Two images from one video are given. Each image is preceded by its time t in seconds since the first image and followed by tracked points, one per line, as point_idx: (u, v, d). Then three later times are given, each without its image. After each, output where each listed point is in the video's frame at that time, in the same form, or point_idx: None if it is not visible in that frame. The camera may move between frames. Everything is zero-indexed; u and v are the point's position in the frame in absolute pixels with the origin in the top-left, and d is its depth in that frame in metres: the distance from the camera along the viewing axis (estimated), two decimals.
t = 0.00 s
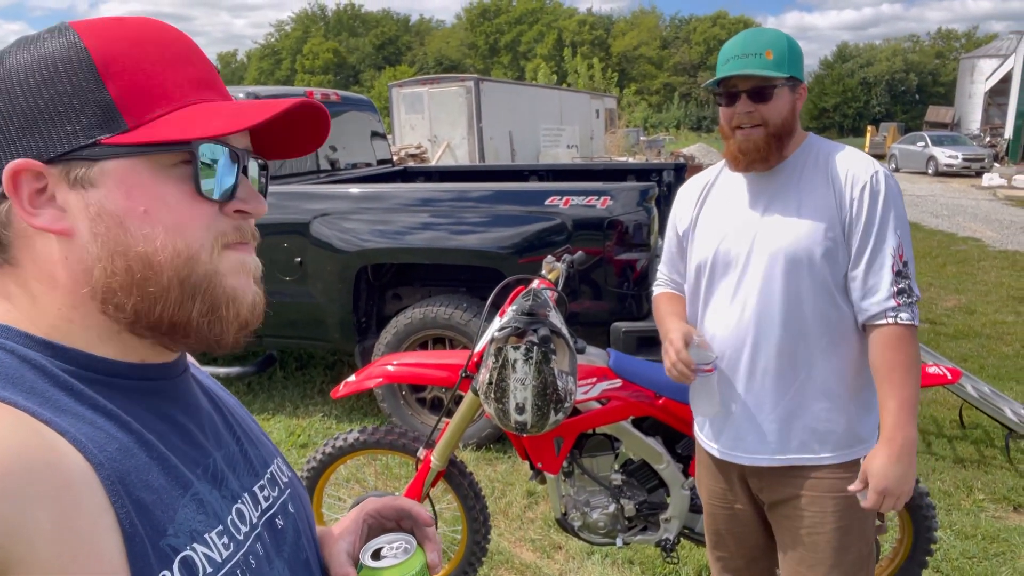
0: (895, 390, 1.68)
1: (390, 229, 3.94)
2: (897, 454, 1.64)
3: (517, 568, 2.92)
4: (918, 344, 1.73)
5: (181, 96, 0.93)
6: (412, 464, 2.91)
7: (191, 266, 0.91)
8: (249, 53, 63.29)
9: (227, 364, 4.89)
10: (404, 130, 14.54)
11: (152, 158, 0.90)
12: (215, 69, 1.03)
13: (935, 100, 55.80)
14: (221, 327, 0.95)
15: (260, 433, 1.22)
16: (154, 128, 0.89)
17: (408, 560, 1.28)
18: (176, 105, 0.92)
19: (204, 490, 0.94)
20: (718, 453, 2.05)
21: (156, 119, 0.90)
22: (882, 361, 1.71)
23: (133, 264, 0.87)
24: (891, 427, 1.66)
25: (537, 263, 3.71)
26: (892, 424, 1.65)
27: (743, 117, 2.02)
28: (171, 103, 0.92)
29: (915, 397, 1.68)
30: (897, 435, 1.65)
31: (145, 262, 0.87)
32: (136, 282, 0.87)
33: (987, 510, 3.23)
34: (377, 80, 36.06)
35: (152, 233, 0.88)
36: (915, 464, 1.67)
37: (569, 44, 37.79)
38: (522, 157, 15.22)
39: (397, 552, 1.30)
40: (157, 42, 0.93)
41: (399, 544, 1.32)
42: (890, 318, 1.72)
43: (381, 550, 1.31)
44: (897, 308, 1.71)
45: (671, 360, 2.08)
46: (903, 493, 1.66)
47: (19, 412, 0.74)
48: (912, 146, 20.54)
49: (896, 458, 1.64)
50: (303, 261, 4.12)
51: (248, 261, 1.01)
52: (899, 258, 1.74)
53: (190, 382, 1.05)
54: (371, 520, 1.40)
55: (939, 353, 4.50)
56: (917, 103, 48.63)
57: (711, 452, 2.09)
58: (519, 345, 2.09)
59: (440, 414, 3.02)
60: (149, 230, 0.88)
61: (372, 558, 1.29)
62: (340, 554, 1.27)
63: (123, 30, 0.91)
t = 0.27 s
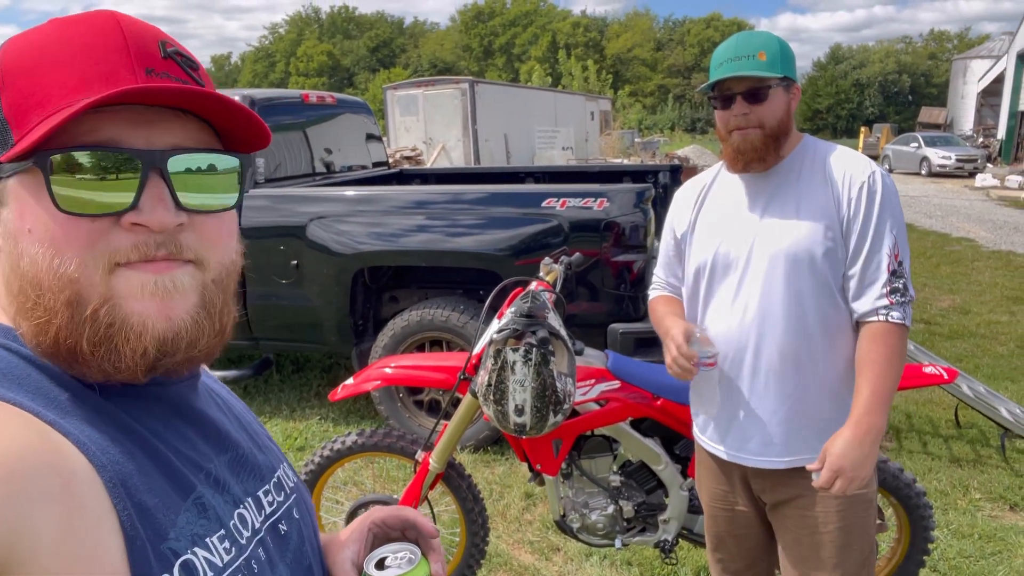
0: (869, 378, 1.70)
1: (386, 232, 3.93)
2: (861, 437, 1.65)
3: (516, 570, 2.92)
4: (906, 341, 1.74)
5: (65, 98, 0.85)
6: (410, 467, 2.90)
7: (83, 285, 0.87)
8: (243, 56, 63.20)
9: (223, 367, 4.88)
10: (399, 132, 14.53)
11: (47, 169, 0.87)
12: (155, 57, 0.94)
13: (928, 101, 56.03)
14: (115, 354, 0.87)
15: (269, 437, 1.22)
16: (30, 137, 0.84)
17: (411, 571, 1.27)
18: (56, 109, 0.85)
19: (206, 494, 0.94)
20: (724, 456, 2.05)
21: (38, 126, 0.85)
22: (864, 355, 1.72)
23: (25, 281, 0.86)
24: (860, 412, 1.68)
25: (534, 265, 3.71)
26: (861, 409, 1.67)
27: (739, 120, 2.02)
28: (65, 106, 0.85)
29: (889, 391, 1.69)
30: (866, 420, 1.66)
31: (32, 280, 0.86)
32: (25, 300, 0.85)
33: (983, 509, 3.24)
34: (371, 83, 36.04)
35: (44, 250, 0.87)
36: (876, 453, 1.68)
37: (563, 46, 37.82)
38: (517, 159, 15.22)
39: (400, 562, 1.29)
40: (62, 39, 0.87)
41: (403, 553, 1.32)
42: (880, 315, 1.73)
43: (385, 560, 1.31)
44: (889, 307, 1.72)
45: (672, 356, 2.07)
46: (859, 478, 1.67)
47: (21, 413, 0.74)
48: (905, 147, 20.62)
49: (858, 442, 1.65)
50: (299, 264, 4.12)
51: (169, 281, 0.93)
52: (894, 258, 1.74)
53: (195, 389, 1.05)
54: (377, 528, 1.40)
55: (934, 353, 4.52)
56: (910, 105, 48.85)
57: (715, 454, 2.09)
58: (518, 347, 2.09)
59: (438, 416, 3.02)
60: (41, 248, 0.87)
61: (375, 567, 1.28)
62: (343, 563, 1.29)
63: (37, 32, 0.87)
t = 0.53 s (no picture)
0: (894, 388, 1.71)
1: (385, 234, 3.94)
2: (899, 453, 1.67)
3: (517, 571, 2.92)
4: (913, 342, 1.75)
5: (72, 104, 0.86)
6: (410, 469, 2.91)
7: (93, 293, 0.87)
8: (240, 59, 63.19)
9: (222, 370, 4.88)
10: (396, 134, 14.54)
11: (53, 174, 0.88)
12: (164, 61, 0.94)
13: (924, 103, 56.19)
14: (122, 360, 0.87)
15: (279, 440, 1.23)
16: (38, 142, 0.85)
17: (423, 566, 1.28)
18: (63, 114, 0.86)
19: (215, 497, 0.94)
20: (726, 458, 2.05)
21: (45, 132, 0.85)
22: (878, 358, 1.73)
23: (32, 286, 0.86)
24: (890, 426, 1.69)
25: (533, 268, 3.71)
26: (892, 423, 1.68)
27: (736, 123, 2.03)
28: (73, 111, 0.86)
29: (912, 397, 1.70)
30: (897, 435, 1.68)
31: (41, 284, 0.86)
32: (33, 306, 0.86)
33: (982, 510, 3.25)
34: (368, 85, 36.04)
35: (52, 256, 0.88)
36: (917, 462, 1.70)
37: (560, 49, 37.86)
38: (514, 161, 15.23)
39: (412, 558, 1.29)
40: (71, 45, 0.87)
41: (414, 548, 1.32)
42: (886, 317, 1.73)
43: (396, 556, 1.31)
44: (894, 307, 1.73)
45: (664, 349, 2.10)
46: (908, 491, 1.69)
47: (30, 415, 0.75)
48: (902, 149, 20.68)
49: (897, 458, 1.68)
50: (298, 266, 4.12)
51: (176, 287, 0.93)
52: (894, 258, 1.75)
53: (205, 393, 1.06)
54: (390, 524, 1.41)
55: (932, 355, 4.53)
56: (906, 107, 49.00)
57: (716, 456, 2.10)
58: (520, 348, 2.09)
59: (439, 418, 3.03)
60: (48, 254, 0.88)
61: (386, 563, 1.29)
62: (356, 560, 1.31)
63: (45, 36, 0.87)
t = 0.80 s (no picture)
0: (894, 389, 1.71)
1: (388, 237, 3.95)
2: (898, 454, 1.67)
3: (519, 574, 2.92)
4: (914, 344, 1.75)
5: (82, 107, 0.87)
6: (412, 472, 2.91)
7: (100, 294, 0.88)
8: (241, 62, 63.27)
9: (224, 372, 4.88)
10: (397, 138, 14.56)
11: (64, 175, 0.89)
12: (172, 65, 0.95)
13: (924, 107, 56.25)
14: (128, 361, 0.88)
15: (283, 440, 1.23)
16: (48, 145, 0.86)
17: (432, 533, 1.30)
18: (73, 117, 0.86)
19: (218, 498, 0.95)
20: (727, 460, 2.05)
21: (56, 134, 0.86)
22: (879, 360, 1.74)
23: (38, 288, 0.86)
24: (890, 427, 1.69)
25: (535, 270, 3.72)
26: (891, 424, 1.68)
27: (740, 125, 2.03)
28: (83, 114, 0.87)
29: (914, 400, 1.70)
30: (898, 434, 1.68)
31: (47, 286, 0.86)
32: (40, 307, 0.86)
33: (984, 513, 3.25)
34: (368, 89, 36.08)
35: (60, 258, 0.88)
36: (916, 464, 1.70)
37: (561, 52, 37.91)
38: (515, 165, 15.25)
39: (421, 525, 1.31)
40: (83, 49, 0.88)
41: (424, 519, 1.33)
42: (887, 318, 1.74)
43: (405, 524, 1.32)
44: (894, 309, 1.73)
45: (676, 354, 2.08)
46: (905, 493, 1.69)
47: (34, 414, 0.75)
48: (902, 153, 20.70)
49: (895, 459, 1.68)
50: (300, 269, 4.12)
51: (184, 292, 0.94)
52: (895, 260, 1.76)
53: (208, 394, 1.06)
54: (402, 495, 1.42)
55: (934, 358, 4.53)
56: (907, 110, 49.04)
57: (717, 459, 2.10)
58: (523, 350, 2.10)
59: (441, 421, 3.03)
60: (55, 255, 0.88)
61: (396, 531, 1.30)
62: (366, 530, 1.31)
63: (55, 41, 0.88)
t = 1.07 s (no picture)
0: (879, 389, 1.70)
1: (391, 240, 3.95)
2: (868, 450, 1.67)
3: None
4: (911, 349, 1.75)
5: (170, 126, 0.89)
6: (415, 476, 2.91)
7: (169, 303, 0.87)
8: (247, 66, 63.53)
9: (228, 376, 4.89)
10: (402, 142, 14.59)
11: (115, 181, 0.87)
12: (224, 87, 0.99)
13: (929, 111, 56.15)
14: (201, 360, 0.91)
15: (277, 441, 1.23)
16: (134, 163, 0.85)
17: (416, 420, 1.30)
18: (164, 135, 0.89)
19: (212, 500, 0.94)
20: (728, 464, 2.04)
21: (141, 154, 0.86)
22: (871, 363, 1.73)
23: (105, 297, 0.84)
24: (866, 425, 1.69)
25: (539, 274, 3.72)
26: (868, 421, 1.68)
27: (744, 128, 2.03)
28: (164, 135, 0.89)
29: (897, 402, 1.70)
30: (870, 433, 1.68)
31: (122, 300, 0.85)
32: (109, 318, 0.84)
33: (990, 519, 3.23)
34: (373, 93, 36.17)
35: (131, 269, 0.85)
36: (886, 463, 1.70)
37: (566, 56, 37.96)
38: (519, 168, 15.27)
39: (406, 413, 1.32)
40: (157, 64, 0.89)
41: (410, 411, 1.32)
42: (884, 321, 1.74)
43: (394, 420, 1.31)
44: (892, 313, 1.73)
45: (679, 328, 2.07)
46: (868, 488, 1.70)
47: (27, 419, 0.75)
48: (907, 157, 20.65)
49: (865, 453, 1.67)
50: (304, 272, 4.13)
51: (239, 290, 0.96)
52: (897, 265, 1.75)
53: (202, 396, 1.06)
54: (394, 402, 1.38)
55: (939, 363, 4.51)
56: (912, 115, 48.93)
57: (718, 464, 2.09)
58: (526, 354, 2.10)
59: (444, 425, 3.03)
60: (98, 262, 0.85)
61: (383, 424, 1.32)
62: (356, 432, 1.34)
63: (119, 51, 0.87)
